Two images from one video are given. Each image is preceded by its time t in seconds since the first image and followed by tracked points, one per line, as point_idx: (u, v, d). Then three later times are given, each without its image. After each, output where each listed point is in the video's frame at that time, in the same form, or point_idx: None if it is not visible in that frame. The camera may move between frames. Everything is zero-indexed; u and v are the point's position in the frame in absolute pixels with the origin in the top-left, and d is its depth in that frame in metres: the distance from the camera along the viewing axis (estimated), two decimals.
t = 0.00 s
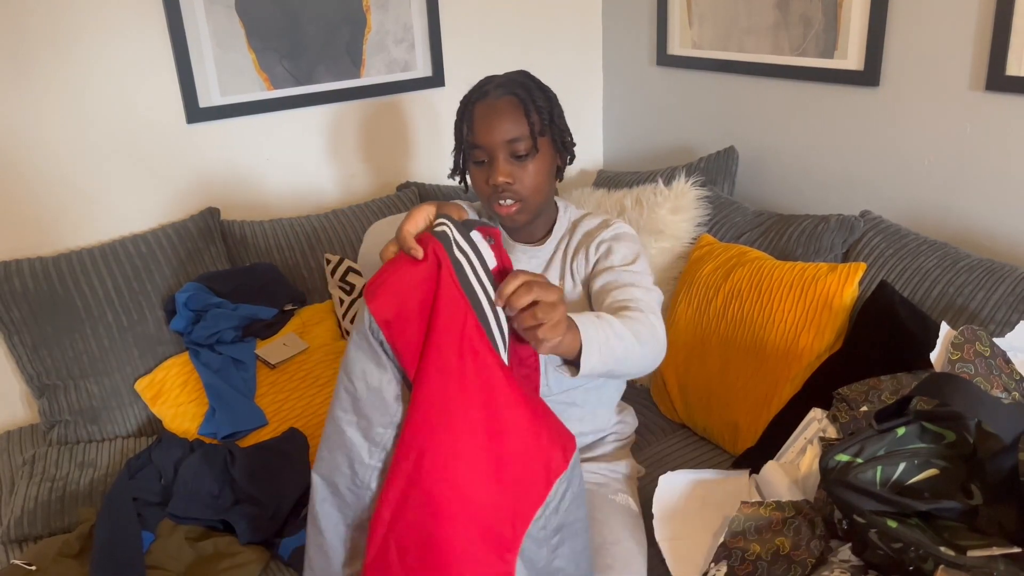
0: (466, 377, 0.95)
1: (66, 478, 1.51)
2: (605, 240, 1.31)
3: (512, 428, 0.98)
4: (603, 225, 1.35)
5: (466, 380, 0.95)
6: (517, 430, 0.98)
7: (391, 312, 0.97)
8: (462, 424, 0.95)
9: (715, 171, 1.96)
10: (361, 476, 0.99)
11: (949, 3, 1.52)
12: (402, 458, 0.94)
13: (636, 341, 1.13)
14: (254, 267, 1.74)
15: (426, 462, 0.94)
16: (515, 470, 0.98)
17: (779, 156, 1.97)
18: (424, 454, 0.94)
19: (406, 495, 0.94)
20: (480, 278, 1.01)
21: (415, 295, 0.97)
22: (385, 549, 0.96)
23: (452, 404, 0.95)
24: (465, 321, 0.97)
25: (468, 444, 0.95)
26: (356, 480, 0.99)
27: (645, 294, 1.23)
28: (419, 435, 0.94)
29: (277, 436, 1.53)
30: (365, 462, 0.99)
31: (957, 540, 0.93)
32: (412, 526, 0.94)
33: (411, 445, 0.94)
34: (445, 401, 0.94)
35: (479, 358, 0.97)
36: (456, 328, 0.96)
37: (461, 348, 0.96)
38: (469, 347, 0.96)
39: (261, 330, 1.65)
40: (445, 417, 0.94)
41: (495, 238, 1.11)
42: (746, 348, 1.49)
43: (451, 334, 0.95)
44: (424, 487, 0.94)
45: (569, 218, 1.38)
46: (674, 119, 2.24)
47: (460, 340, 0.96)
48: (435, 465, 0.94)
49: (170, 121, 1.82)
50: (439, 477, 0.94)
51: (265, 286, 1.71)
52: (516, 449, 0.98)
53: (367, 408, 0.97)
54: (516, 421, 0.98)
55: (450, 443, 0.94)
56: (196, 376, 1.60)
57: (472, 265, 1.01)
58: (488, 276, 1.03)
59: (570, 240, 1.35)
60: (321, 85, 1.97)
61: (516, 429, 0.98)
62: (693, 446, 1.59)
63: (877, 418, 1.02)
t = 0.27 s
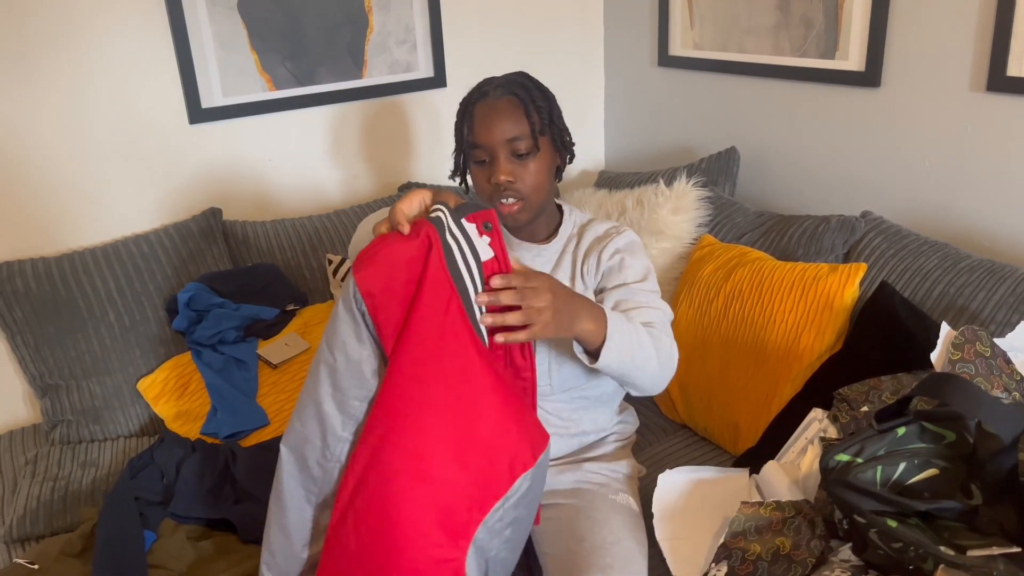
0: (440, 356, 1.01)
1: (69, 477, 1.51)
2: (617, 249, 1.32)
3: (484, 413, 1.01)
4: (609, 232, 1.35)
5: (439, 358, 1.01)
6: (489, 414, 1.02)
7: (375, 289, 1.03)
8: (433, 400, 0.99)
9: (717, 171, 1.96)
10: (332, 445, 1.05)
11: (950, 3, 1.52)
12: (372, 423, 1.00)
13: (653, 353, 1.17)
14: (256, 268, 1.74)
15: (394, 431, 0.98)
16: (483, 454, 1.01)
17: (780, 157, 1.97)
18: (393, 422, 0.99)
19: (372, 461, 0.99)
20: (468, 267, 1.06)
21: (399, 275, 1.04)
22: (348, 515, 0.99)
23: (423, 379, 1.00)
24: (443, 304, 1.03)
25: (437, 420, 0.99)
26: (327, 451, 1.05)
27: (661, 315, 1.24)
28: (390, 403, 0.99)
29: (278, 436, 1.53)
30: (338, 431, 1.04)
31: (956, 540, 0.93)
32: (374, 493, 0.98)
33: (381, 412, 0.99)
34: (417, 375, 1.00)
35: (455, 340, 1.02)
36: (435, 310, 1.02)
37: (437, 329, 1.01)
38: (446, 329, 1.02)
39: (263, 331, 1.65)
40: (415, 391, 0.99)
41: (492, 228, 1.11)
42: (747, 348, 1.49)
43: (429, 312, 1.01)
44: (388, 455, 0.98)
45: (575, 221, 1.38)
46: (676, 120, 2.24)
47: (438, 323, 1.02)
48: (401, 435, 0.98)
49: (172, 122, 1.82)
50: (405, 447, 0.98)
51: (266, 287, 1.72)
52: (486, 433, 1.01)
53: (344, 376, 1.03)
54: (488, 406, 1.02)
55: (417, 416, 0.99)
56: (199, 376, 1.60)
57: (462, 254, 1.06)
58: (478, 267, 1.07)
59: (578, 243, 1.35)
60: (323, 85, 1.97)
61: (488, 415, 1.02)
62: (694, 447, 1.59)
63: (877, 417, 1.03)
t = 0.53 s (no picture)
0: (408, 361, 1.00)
1: (74, 476, 1.52)
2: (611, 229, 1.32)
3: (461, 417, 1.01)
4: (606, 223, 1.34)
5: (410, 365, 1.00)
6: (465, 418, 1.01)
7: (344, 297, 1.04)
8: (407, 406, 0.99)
9: (720, 172, 1.96)
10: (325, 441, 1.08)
11: (953, 4, 1.52)
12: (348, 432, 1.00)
13: (640, 313, 1.11)
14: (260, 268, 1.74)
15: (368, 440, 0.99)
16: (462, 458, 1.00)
17: (783, 158, 1.97)
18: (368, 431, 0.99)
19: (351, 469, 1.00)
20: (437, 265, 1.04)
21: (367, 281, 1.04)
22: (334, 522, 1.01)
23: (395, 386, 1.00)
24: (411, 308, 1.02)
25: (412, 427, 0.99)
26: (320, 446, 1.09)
27: (649, 278, 1.21)
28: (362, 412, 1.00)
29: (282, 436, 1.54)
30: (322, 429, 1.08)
31: (958, 540, 0.93)
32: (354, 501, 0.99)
33: (355, 421, 1.00)
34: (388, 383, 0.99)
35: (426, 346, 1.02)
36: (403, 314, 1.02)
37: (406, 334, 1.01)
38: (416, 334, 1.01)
39: (266, 330, 1.65)
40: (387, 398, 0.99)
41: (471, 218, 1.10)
42: (749, 348, 1.50)
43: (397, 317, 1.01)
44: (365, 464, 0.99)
45: (574, 215, 1.39)
46: (679, 120, 2.24)
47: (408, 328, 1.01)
48: (375, 443, 0.98)
49: (177, 123, 1.83)
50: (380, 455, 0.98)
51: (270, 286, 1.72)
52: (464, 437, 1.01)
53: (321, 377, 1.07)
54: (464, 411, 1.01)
55: (389, 425, 0.99)
56: (204, 376, 1.61)
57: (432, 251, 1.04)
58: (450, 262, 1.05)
59: (574, 237, 1.36)
60: (326, 86, 1.98)
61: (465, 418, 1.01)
62: (696, 447, 1.60)
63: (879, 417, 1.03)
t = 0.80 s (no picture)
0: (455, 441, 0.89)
1: (80, 475, 1.53)
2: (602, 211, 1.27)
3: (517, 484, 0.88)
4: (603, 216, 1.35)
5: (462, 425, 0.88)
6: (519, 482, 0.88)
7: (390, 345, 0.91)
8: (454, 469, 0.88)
9: (724, 173, 1.97)
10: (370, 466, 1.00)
11: (957, 5, 1.52)
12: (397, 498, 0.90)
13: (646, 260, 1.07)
14: (264, 268, 1.75)
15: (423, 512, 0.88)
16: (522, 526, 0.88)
17: (787, 159, 1.97)
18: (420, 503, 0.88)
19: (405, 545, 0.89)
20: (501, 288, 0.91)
21: (411, 328, 0.90)
22: None
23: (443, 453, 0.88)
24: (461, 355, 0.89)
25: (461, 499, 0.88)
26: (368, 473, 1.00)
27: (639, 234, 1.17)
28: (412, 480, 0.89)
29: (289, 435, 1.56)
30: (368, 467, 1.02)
31: (962, 539, 0.94)
32: None
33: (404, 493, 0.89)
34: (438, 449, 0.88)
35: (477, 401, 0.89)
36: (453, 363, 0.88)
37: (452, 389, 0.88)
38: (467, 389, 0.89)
39: (272, 330, 1.66)
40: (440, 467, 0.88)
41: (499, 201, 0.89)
42: (753, 348, 1.50)
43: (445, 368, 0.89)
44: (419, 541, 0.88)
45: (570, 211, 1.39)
46: (683, 121, 2.25)
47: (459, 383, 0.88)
48: (429, 521, 0.88)
49: (183, 124, 1.84)
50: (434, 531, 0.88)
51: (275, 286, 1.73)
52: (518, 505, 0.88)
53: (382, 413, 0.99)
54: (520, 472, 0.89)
55: (436, 516, 0.88)
56: (209, 376, 1.62)
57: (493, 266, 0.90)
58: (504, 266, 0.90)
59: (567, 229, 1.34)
60: (331, 88, 1.99)
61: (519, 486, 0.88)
62: (701, 447, 1.60)
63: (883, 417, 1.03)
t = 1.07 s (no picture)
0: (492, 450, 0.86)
1: (87, 475, 1.53)
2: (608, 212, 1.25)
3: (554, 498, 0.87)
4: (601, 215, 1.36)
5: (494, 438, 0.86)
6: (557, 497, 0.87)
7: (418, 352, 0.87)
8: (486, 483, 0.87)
9: (728, 174, 1.97)
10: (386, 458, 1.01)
11: (961, 6, 1.52)
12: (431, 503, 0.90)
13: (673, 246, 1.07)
14: (269, 270, 1.75)
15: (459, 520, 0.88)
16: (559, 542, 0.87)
17: (791, 160, 1.98)
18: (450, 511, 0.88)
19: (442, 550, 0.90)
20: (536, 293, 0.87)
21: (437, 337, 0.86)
22: None
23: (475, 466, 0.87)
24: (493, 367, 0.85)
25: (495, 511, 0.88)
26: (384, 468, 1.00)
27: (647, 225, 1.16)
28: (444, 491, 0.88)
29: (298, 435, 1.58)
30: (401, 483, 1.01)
31: (965, 540, 0.93)
32: None
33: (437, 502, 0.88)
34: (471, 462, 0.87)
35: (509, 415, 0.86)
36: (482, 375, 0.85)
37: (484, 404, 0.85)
38: (496, 397, 0.85)
39: (278, 331, 1.65)
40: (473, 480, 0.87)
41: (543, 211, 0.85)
42: (757, 350, 1.50)
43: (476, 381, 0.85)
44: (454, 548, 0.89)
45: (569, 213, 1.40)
46: (687, 123, 2.25)
47: (491, 396, 0.85)
48: (466, 523, 0.88)
49: (189, 126, 1.85)
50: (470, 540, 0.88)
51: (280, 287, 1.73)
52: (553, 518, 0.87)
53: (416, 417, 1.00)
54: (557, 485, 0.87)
55: (474, 522, 0.88)
56: (215, 376, 1.62)
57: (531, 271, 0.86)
58: (541, 273, 0.86)
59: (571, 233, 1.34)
60: (336, 90, 1.99)
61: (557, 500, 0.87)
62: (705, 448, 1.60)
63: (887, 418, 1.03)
